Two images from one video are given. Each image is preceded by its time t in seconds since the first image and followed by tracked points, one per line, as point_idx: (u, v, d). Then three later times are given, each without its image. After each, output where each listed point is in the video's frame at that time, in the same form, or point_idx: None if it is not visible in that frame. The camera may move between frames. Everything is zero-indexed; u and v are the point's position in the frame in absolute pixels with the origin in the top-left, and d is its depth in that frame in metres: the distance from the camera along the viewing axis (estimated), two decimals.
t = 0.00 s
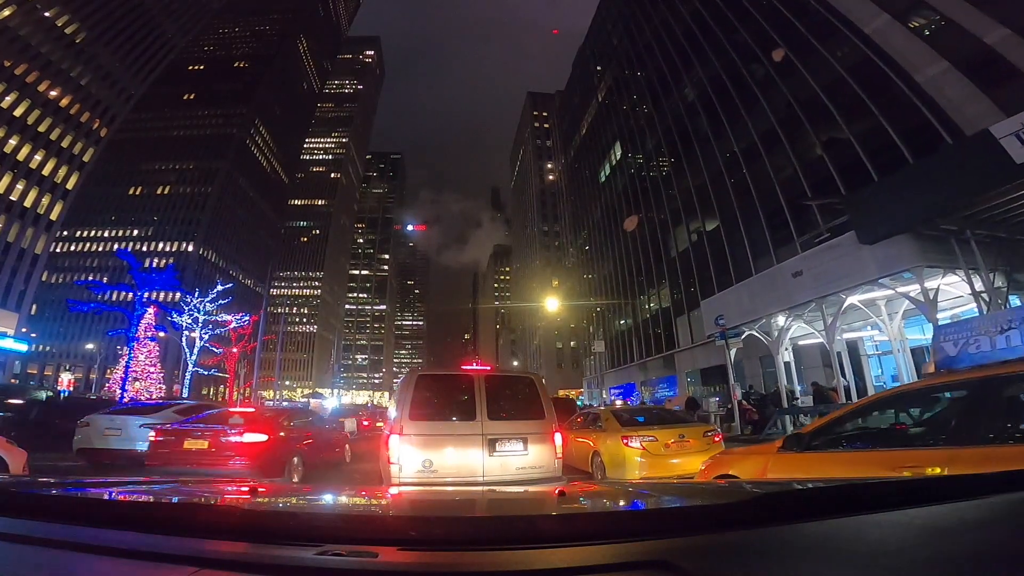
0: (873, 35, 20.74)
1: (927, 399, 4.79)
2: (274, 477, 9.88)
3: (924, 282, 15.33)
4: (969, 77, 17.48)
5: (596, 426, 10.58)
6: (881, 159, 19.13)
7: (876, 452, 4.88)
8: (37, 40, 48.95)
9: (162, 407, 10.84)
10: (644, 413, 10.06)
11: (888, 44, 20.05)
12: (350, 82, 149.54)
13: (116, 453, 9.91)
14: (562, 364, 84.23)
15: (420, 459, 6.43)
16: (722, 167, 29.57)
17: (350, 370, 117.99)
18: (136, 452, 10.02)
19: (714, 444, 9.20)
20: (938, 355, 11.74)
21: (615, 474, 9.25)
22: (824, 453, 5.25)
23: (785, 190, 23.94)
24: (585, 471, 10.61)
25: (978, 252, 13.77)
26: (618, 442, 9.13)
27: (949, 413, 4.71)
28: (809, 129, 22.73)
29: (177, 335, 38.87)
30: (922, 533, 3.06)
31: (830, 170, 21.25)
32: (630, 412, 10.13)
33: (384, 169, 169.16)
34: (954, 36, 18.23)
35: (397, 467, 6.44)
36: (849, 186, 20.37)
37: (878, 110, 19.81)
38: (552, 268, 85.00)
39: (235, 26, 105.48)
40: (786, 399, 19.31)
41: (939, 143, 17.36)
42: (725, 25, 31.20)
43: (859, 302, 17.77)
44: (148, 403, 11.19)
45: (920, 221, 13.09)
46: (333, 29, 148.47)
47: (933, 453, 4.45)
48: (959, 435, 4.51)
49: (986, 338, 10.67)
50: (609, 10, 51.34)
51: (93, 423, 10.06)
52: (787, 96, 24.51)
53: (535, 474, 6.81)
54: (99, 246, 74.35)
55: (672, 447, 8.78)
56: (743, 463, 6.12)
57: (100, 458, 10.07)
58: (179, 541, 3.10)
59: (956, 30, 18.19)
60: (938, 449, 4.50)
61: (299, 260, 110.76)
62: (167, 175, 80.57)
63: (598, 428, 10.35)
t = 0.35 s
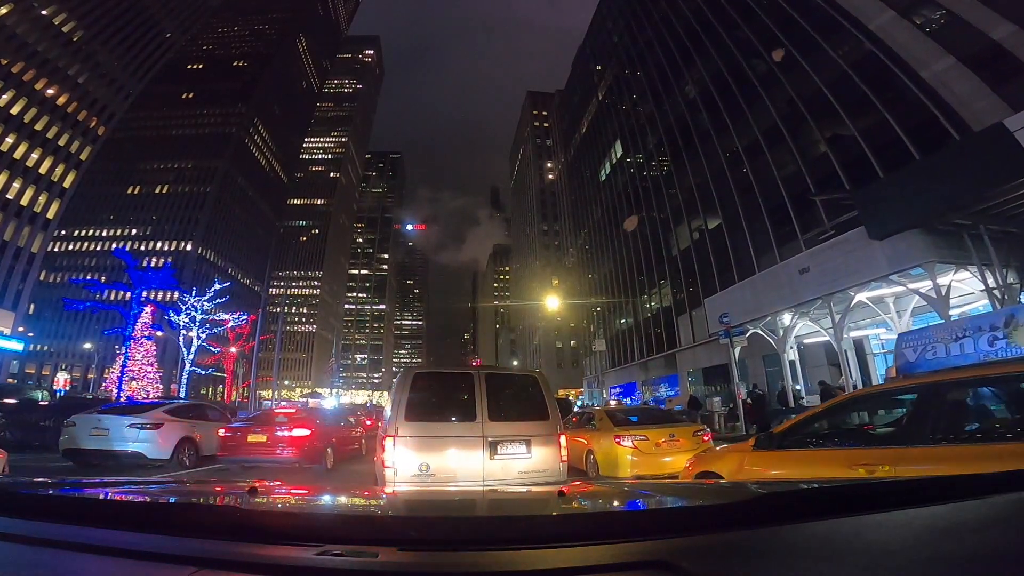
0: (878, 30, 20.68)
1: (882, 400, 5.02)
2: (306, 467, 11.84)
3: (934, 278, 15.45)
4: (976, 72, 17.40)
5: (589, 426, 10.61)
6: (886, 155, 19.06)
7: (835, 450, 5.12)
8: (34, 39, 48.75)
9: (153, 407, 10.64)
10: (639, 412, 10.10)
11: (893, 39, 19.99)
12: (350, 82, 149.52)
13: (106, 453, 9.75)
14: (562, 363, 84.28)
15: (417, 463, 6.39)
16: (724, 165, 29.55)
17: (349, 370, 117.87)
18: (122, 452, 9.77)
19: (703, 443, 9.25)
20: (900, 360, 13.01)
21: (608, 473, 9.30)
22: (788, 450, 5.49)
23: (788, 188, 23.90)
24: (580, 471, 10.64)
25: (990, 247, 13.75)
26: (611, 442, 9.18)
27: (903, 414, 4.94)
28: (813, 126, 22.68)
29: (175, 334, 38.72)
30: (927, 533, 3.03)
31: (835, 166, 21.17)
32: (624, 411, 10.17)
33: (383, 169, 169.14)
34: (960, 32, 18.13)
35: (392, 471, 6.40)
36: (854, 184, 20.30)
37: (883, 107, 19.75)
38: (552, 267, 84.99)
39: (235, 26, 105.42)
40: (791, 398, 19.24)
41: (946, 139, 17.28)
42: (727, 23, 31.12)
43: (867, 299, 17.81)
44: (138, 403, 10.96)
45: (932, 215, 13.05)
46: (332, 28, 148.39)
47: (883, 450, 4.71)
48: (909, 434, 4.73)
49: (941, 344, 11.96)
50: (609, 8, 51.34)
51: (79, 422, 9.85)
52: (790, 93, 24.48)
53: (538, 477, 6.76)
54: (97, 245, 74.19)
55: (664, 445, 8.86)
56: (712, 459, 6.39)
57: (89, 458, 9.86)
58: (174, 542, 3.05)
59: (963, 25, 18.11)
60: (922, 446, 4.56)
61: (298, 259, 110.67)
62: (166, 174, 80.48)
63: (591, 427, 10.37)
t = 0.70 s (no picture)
0: (879, 30, 20.72)
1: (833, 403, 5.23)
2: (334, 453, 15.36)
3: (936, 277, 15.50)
4: (977, 72, 17.41)
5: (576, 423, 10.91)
6: (887, 155, 19.06)
7: (788, 447, 5.33)
8: (34, 39, 48.72)
9: (150, 407, 10.59)
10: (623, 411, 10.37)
11: (894, 39, 20.00)
12: (349, 82, 149.73)
13: (105, 455, 9.71)
14: (562, 363, 84.40)
15: (416, 463, 6.38)
16: (724, 163, 29.59)
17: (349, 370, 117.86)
18: (122, 453, 9.73)
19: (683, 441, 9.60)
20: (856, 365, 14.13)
21: (592, 469, 9.65)
22: (747, 447, 5.68)
23: (788, 187, 23.91)
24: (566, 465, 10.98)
25: (994, 246, 13.73)
26: (595, 440, 9.48)
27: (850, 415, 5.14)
28: (813, 125, 22.71)
29: (174, 334, 38.67)
30: (930, 534, 3.00)
31: (836, 166, 21.16)
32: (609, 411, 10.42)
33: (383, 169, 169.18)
34: (962, 31, 18.14)
35: (391, 471, 6.37)
36: (855, 183, 20.33)
37: (883, 107, 19.75)
38: (552, 267, 85.09)
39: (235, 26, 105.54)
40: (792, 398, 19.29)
41: (948, 138, 17.28)
42: (727, 22, 31.14)
43: (868, 299, 17.89)
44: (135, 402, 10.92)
45: (936, 213, 13.07)
46: (332, 28, 148.52)
47: (828, 449, 4.92)
48: (854, 432, 4.94)
49: (891, 353, 12.94)
50: (609, 8, 51.40)
51: (75, 423, 9.80)
52: (791, 92, 24.48)
53: (537, 477, 6.76)
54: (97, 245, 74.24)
55: (645, 442, 9.19)
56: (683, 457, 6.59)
57: (86, 459, 9.79)
58: (175, 541, 3.03)
59: (964, 24, 18.12)
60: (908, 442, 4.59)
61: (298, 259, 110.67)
62: (166, 174, 80.53)
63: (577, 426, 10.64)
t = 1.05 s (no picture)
0: (879, 29, 20.70)
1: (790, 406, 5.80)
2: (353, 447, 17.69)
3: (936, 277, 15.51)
4: (978, 72, 17.38)
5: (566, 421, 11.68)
6: (888, 155, 19.06)
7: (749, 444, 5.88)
8: (34, 39, 48.66)
9: (150, 407, 10.61)
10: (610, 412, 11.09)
11: (894, 39, 19.98)
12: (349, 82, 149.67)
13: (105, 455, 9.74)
14: (562, 363, 84.43)
15: (415, 461, 6.37)
16: (724, 163, 29.61)
17: (348, 370, 117.88)
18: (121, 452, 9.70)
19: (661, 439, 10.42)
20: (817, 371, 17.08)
21: (580, 465, 10.44)
22: (717, 443, 6.21)
23: (788, 187, 23.89)
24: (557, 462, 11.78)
25: (994, 246, 13.69)
26: (581, 439, 10.23)
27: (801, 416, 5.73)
28: (813, 125, 22.72)
29: (174, 334, 38.61)
30: (928, 534, 3.01)
31: (836, 166, 21.16)
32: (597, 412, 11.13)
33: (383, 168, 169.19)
34: (962, 31, 18.10)
35: (391, 468, 6.37)
36: (855, 183, 20.31)
37: (883, 106, 19.72)
38: (552, 267, 85.12)
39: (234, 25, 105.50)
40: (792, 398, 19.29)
41: (948, 138, 17.26)
42: (727, 22, 31.14)
43: (868, 298, 17.92)
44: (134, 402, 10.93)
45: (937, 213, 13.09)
46: (332, 27, 148.51)
47: (784, 447, 5.44)
48: (805, 430, 5.53)
49: (843, 360, 15.86)
50: (609, 8, 51.37)
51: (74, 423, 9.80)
52: (791, 92, 24.47)
53: (532, 476, 6.75)
54: (97, 245, 74.24)
55: (627, 440, 9.96)
56: (665, 454, 7.12)
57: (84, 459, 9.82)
58: (175, 541, 3.04)
59: (964, 24, 18.08)
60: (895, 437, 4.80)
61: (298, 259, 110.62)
62: (166, 174, 80.52)
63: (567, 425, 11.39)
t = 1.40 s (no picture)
0: (879, 30, 20.69)
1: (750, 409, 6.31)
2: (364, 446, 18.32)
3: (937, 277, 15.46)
4: (978, 71, 17.35)
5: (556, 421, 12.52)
6: (889, 155, 19.05)
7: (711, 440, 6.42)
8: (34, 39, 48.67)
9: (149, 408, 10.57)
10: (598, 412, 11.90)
11: (894, 39, 19.97)
12: (349, 82, 149.72)
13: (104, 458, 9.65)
14: (562, 364, 84.53)
15: (415, 459, 6.37)
16: (724, 162, 29.64)
17: (348, 370, 117.97)
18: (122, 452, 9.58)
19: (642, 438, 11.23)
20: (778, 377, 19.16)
21: (567, 461, 11.27)
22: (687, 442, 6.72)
23: (788, 188, 23.89)
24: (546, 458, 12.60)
25: (995, 246, 13.67)
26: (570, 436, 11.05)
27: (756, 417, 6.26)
28: (814, 125, 22.71)
29: (174, 333, 38.66)
30: (925, 534, 3.02)
31: (836, 166, 21.16)
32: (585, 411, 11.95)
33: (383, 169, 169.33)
34: (962, 31, 18.05)
35: (390, 467, 6.37)
36: (855, 183, 20.33)
37: (883, 107, 19.71)
38: (551, 267, 85.16)
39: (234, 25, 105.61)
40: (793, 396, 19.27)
41: (948, 138, 17.25)
42: (727, 22, 31.17)
43: (868, 298, 17.90)
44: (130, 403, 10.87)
45: (937, 213, 13.09)
46: (333, 27, 148.66)
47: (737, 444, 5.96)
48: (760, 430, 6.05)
49: (799, 367, 17.87)
50: (609, 8, 51.41)
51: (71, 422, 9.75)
52: (792, 91, 24.47)
53: (529, 474, 6.75)
54: (96, 245, 74.29)
55: (611, 439, 10.78)
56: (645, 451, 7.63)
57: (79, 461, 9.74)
58: (174, 541, 3.05)
59: (964, 23, 18.04)
60: (877, 432, 4.95)
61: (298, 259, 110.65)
62: (166, 174, 80.58)
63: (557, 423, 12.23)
